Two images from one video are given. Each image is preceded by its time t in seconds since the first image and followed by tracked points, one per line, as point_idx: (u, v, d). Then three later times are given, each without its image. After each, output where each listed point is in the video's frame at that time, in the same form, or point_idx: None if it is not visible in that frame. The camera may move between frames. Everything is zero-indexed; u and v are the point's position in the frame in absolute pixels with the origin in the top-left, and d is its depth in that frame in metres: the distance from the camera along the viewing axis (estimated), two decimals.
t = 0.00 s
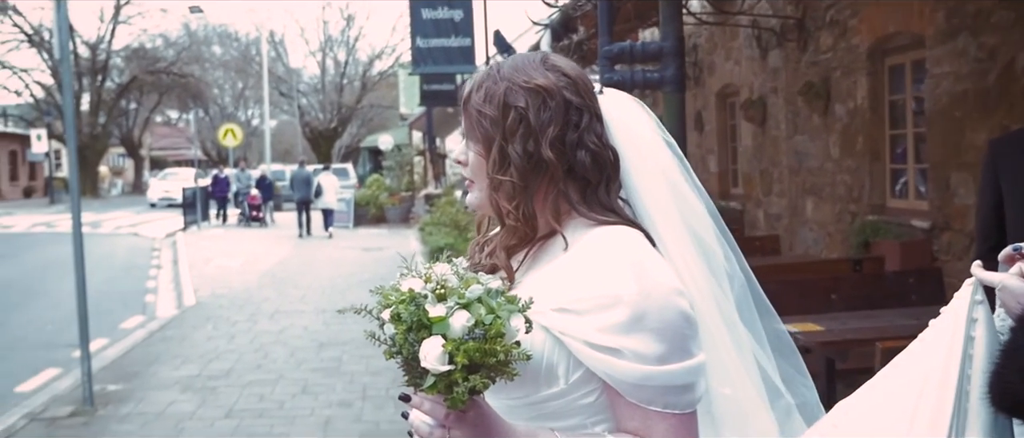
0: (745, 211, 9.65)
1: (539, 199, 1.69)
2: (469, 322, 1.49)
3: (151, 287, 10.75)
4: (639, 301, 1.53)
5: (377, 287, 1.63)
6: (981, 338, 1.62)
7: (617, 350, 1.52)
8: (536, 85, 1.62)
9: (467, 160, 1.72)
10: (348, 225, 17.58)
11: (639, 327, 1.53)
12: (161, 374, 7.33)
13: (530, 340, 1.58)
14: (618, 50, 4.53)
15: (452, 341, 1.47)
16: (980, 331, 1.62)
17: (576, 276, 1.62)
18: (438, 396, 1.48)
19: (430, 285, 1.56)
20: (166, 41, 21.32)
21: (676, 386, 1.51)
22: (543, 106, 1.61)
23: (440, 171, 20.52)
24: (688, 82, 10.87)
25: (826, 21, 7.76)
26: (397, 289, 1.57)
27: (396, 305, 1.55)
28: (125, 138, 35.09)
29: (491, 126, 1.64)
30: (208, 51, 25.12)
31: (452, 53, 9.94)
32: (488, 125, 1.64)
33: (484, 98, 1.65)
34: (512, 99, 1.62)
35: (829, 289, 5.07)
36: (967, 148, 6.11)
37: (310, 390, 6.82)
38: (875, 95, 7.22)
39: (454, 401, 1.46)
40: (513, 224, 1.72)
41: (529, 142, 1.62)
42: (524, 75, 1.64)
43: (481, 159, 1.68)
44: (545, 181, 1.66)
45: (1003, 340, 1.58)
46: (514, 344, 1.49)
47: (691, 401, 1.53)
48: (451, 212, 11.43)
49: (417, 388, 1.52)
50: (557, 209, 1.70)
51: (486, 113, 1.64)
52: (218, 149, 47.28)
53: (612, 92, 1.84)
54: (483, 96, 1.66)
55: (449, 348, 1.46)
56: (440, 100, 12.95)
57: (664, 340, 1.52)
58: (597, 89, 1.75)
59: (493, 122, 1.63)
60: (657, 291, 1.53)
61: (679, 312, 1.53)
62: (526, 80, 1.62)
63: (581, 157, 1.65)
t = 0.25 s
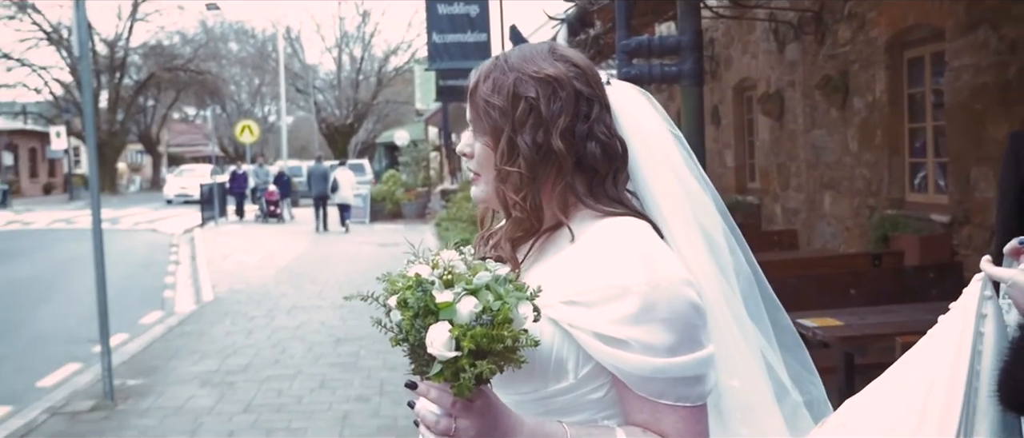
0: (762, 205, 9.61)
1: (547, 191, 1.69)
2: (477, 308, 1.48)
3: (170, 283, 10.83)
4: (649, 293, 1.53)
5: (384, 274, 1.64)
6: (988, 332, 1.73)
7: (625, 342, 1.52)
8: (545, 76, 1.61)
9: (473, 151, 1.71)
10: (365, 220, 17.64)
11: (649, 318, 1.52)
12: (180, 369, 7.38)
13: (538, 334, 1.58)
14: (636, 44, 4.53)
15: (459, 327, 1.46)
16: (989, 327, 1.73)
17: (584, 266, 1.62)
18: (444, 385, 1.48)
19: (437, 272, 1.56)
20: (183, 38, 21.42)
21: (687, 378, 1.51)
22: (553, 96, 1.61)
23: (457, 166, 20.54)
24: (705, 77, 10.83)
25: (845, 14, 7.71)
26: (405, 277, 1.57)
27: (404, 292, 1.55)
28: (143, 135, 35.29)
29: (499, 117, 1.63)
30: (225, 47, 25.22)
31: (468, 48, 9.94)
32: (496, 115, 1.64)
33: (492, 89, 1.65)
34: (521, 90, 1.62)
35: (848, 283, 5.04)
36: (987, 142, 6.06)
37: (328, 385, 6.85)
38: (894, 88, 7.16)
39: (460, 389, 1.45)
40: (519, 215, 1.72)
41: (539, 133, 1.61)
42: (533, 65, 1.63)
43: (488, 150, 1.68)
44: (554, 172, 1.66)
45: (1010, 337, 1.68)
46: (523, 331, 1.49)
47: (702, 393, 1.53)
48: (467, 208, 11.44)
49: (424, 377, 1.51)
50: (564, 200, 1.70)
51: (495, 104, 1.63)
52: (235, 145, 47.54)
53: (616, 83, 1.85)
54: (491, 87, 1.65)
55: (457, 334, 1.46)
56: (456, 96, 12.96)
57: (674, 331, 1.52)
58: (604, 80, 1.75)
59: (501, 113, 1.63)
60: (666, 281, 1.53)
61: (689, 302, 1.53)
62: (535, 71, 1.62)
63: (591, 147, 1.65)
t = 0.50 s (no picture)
0: (780, 200, 9.57)
1: (561, 183, 1.68)
2: (490, 295, 1.47)
3: (189, 278, 10.90)
4: (663, 286, 1.51)
5: (396, 262, 1.63)
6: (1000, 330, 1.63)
7: (638, 337, 1.50)
8: (563, 65, 1.60)
9: (484, 144, 1.69)
10: (382, 215, 17.68)
11: (663, 313, 1.50)
12: (199, 363, 7.42)
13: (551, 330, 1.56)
14: (654, 38, 4.42)
15: (472, 313, 1.45)
16: (1000, 324, 1.63)
17: (596, 261, 1.60)
18: (456, 373, 1.45)
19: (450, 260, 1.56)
20: (201, 34, 21.51)
21: (702, 374, 1.50)
22: (570, 86, 1.60)
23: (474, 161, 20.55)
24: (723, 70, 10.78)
25: (864, 6, 7.64)
26: (417, 265, 1.56)
27: (416, 278, 1.54)
28: (162, 131, 35.52)
29: (516, 108, 1.61)
30: (243, 43, 25.32)
31: (485, 43, 9.94)
32: (512, 106, 1.62)
33: (508, 79, 1.63)
34: (538, 81, 1.60)
35: (868, 278, 4.97)
36: (1009, 135, 5.99)
37: (345, 380, 6.85)
38: (914, 81, 7.09)
39: (473, 376, 1.42)
40: (532, 208, 1.70)
41: (555, 123, 1.60)
42: (549, 55, 1.62)
43: (501, 140, 1.66)
44: (570, 163, 1.65)
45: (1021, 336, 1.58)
46: (538, 319, 1.47)
47: (716, 388, 1.52)
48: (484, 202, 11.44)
49: (434, 365, 1.49)
50: (578, 193, 1.69)
51: (510, 94, 1.62)
52: (253, 141, 47.78)
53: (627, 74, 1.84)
54: (506, 78, 1.63)
55: (471, 320, 1.44)
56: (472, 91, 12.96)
57: (687, 326, 1.50)
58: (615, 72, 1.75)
59: (517, 104, 1.61)
60: (679, 275, 1.51)
61: (702, 296, 1.51)
62: (551, 60, 1.61)
63: (607, 138, 1.65)
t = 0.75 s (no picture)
0: (798, 196, 9.50)
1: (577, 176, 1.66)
2: (506, 286, 1.46)
3: (206, 274, 10.95)
4: (679, 281, 1.48)
5: (408, 254, 1.62)
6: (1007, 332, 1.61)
7: (654, 332, 1.48)
8: (584, 57, 1.60)
9: (499, 137, 1.66)
10: (398, 212, 17.70)
11: (679, 308, 1.48)
12: (217, 359, 7.45)
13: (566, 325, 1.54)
14: (673, 33, 4.40)
15: (487, 304, 1.44)
16: (1008, 326, 1.62)
17: (611, 256, 1.58)
18: (470, 366, 1.44)
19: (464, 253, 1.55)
20: (218, 31, 21.59)
21: (717, 371, 1.48)
22: (591, 77, 1.60)
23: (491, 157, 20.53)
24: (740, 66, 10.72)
25: None
26: (431, 258, 1.55)
27: (430, 270, 1.53)
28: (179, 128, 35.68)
29: (537, 99, 1.59)
30: (259, 40, 25.40)
31: (500, 39, 9.92)
32: (532, 98, 1.60)
33: (527, 70, 1.61)
34: (560, 71, 1.59)
35: (888, 274, 4.92)
36: None
37: (362, 376, 6.86)
38: (933, 75, 7.02)
39: (486, 370, 1.41)
40: (548, 201, 1.68)
41: (580, 113, 1.60)
42: (569, 47, 1.62)
43: (519, 132, 1.64)
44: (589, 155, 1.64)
45: None
46: (555, 313, 1.46)
47: (730, 386, 1.51)
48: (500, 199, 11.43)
49: (447, 359, 1.48)
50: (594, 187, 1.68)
51: (530, 85, 1.60)
52: (270, 137, 47.95)
53: (634, 69, 1.83)
54: (526, 69, 1.61)
55: (486, 312, 1.43)
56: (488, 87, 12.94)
57: (703, 321, 1.48)
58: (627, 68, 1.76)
59: (538, 95, 1.59)
60: (696, 270, 1.49)
61: (717, 291, 1.49)
62: (571, 51, 1.60)
63: (627, 131, 1.65)
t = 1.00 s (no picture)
0: (814, 194, 9.46)
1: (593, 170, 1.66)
2: (519, 283, 1.46)
3: (222, 271, 11.01)
4: (694, 277, 1.49)
5: (419, 251, 1.62)
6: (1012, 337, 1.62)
7: (669, 329, 1.48)
8: (603, 50, 1.61)
9: (515, 132, 1.64)
10: (413, 209, 17.72)
11: (693, 305, 1.48)
12: (233, 355, 7.49)
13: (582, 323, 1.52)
14: (690, 29, 4.30)
15: (502, 302, 1.44)
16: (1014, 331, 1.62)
17: (624, 253, 1.57)
18: (484, 365, 1.44)
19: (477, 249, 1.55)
20: (234, 29, 21.66)
21: (729, 368, 1.49)
22: (610, 71, 1.62)
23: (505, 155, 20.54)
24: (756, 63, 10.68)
25: None
26: (443, 256, 1.55)
27: (442, 267, 1.53)
28: (195, 125, 35.84)
29: (559, 91, 1.59)
30: (275, 38, 25.48)
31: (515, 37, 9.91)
32: (553, 91, 1.59)
33: (547, 63, 1.61)
34: (580, 65, 1.60)
35: (905, 272, 4.90)
36: None
37: (378, 373, 6.88)
38: (951, 73, 6.98)
39: (501, 369, 1.42)
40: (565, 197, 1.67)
41: (602, 107, 1.61)
42: (586, 42, 1.63)
43: (536, 125, 1.62)
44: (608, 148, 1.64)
45: None
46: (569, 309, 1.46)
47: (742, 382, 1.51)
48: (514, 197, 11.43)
49: (460, 357, 1.48)
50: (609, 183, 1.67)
51: (551, 78, 1.60)
52: (285, 135, 48.11)
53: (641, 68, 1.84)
54: (545, 62, 1.61)
55: (501, 309, 1.44)
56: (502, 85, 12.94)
57: (716, 318, 1.49)
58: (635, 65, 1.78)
59: (560, 88, 1.59)
60: (709, 266, 1.50)
61: (729, 288, 1.50)
62: (589, 46, 1.62)
63: (642, 125, 1.67)
